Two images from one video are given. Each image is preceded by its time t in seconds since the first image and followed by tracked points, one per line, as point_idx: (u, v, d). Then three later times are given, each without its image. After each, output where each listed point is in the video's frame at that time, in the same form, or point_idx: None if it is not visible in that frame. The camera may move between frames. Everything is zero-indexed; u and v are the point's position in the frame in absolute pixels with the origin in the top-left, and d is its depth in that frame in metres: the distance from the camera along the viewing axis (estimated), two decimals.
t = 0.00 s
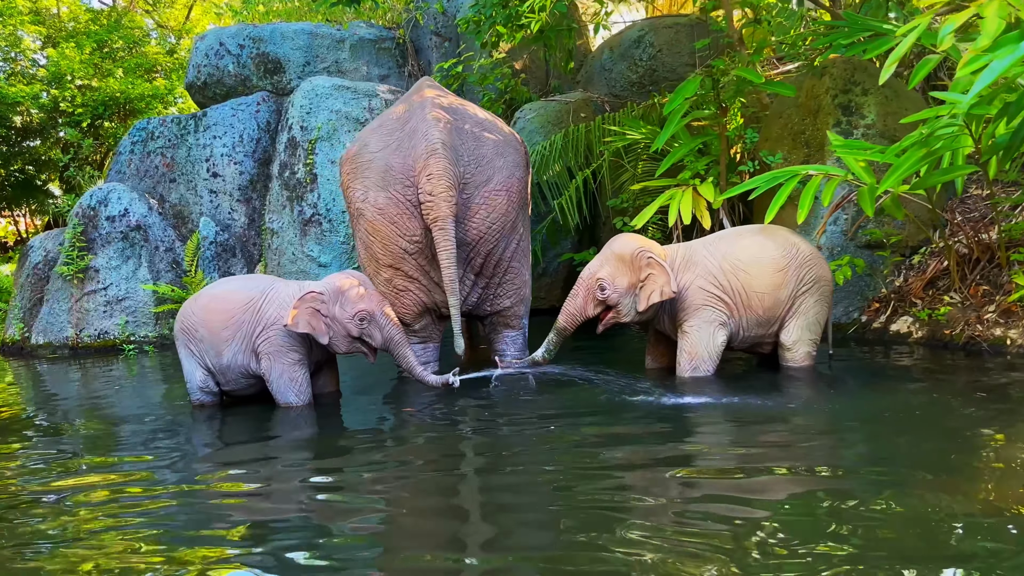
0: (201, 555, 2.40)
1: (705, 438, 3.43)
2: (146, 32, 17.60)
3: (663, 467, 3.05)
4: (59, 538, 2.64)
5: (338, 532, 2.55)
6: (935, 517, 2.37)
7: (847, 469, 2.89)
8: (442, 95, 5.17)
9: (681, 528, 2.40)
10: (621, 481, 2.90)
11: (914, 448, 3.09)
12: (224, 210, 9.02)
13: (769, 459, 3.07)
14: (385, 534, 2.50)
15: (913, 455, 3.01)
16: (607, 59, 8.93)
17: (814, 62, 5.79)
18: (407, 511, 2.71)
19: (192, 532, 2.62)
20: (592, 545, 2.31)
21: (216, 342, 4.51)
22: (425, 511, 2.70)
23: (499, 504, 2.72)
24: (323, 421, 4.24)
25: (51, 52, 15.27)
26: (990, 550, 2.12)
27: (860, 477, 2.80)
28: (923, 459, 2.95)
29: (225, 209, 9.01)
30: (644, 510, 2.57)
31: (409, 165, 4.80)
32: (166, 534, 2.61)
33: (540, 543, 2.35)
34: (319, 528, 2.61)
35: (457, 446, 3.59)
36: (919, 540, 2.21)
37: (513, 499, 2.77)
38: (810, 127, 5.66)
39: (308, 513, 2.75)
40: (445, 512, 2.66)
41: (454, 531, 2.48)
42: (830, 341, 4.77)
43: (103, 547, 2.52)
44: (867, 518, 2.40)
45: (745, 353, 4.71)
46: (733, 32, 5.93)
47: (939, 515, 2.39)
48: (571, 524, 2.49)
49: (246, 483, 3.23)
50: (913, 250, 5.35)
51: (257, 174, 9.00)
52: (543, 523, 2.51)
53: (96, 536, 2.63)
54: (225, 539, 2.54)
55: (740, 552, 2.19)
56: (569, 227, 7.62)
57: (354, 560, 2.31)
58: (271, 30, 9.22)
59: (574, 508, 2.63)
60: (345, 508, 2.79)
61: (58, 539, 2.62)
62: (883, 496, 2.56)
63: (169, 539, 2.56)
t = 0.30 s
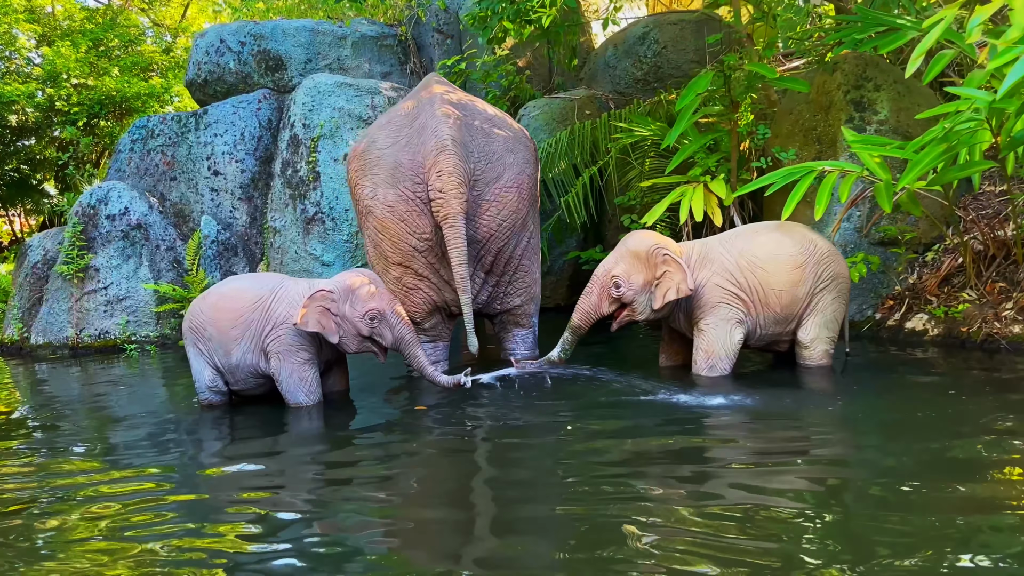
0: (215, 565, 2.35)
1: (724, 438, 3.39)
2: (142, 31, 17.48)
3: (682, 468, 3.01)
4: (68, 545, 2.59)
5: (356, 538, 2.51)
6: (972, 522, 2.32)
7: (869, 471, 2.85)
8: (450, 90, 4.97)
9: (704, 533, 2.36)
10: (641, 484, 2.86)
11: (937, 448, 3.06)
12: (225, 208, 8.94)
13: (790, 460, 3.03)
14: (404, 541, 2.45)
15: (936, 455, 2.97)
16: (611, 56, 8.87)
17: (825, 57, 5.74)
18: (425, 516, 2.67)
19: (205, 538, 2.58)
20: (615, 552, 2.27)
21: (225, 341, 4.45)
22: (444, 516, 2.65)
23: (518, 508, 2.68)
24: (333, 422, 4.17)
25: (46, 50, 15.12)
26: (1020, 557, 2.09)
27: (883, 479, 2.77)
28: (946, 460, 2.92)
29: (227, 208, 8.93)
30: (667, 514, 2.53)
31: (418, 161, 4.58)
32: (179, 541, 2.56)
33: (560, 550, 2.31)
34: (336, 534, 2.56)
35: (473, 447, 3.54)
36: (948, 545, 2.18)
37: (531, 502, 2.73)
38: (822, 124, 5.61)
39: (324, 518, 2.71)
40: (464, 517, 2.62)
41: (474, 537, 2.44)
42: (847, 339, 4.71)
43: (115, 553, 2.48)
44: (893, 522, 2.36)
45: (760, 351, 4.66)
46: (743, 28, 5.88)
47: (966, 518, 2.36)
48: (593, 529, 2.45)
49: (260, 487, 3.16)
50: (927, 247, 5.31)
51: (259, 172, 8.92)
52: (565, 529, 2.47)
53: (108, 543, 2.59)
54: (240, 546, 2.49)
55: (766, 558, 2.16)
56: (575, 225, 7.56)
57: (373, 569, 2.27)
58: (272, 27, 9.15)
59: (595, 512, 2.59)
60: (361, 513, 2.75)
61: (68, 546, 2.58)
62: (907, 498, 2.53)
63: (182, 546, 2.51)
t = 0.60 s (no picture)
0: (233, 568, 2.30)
1: (744, 438, 3.34)
2: (138, 30, 17.38)
3: (705, 468, 2.96)
4: (80, 548, 2.54)
5: (376, 541, 2.46)
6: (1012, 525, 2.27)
7: (895, 470, 2.81)
8: (459, 86, 4.90)
9: (734, 535, 2.31)
10: (664, 484, 2.81)
11: (962, 448, 3.01)
12: (227, 207, 8.86)
13: (813, 460, 2.99)
14: (427, 543, 2.40)
15: (961, 454, 2.93)
16: (614, 53, 8.82)
17: (836, 53, 5.68)
18: (446, 517, 2.62)
19: (221, 541, 2.53)
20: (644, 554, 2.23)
21: (234, 340, 4.39)
22: (465, 517, 2.60)
23: (540, 510, 2.63)
24: (344, 423, 4.11)
25: (41, 49, 15.00)
26: None
27: (910, 479, 2.73)
28: (972, 459, 2.88)
29: (228, 206, 8.86)
30: (693, 515, 2.49)
31: (428, 158, 4.51)
32: (194, 544, 2.51)
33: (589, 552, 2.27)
34: (356, 536, 2.51)
35: (489, 447, 3.49)
36: (982, 547, 2.14)
37: (553, 503, 2.68)
38: (833, 120, 5.57)
39: (342, 521, 2.65)
40: (486, 519, 2.57)
41: (498, 539, 2.39)
42: (863, 337, 4.66)
43: (133, 558, 2.42)
44: (925, 523, 2.32)
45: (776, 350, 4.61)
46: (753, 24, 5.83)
47: (999, 520, 2.32)
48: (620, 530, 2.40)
49: (275, 489, 3.11)
50: (940, 244, 5.26)
51: (260, 170, 8.85)
52: (591, 531, 2.42)
53: (120, 547, 2.53)
54: (258, 550, 2.44)
55: (800, 562, 2.12)
56: (581, 223, 7.50)
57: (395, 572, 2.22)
58: (273, 25, 9.08)
59: (619, 513, 2.54)
60: (379, 515, 2.70)
61: (79, 549, 2.52)
62: (937, 498, 2.49)
63: (198, 550, 2.46)
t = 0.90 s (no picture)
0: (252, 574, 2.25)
1: (764, 439, 3.30)
2: (135, 27, 17.28)
3: (727, 470, 2.92)
4: (92, 552, 2.47)
5: (398, 545, 2.41)
6: None
7: (920, 473, 2.77)
8: (468, 82, 4.83)
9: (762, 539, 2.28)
10: (686, 486, 2.77)
11: (986, 449, 2.98)
12: (228, 206, 8.79)
13: (836, 462, 2.95)
14: (450, 546, 2.36)
15: (988, 456, 2.89)
16: (619, 50, 8.78)
17: (847, 49, 5.65)
18: (466, 520, 2.57)
19: (236, 547, 2.47)
20: (674, 558, 2.19)
21: (244, 340, 4.33)
22: (487, 520, 2.56)
23: (562, 512, 2.59)
24: (356, 424, 4.05)
25: (36, 47, 14.87)
26: None
27: (937, 482, 2.69)
28: (1000, 461, 2.84)
29: (230, 205, 8.78)
30: (719, 519, 2.44)
31: (439, 155, 4.44)
32: (207, 550, 2.44)
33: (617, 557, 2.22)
34: (376, 539, 2.46)
35: (505, 449, 3.44)
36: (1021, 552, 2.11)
37: (573, 506, 2.64)
38: (845, 116, 5.53)
39: (360, 523, 2.60)
40: (510, 522, 2.52)
41: (523, 543, 2.35)
42: (879, 337, 4.61)
43: (153, 561, 2.37)
44: (955, 528, 2.29)
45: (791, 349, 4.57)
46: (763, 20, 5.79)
47: None
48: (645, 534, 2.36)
49: (291, 491, 3.05)
50: (953, 242, 5.22)
51: (262, 168, 8.78)
52: (614, 535, 2.38)
53: (132, 552, 2.46)
54: (276, 555, 2.39)
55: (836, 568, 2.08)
56: (587, 221, 7.44)
57: None
58: (274, 22, 9.01)
59: (643, 517, 2.50)
60: (397, 518, 2.65)
61: (90, 555, 2.45)
62: (969, 502, 2.45)
63: (220, 553, 2.41)
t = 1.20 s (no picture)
0: None
1: (785, 438, 3.26)
2: (130, 26, 17.16)
3: (751, 470, 2.87)
4: (110, 557, 2.42)
5: (422, 547, 2.36)
6: None
7: (946, 472, 2.73)
8: (478, 78, 4.76)
9: (794, 541, 2.23)
10: (710, 486, 2.72)
11: (1010, 448, 2.94)
12: (230, 205, 8.71)
13: (861, 462, 2.90)
14: (475, 549, 2.31)
15: (1017, 455, 2.85)
16: (623, 48, 8.74)
17: (857, 46, 5.61)
18: (489, 522, 2.52)
19: (255, 551, 2.41)
20: (703, 559, 2.15)
21: (254, 340, 4.28)
22: (511, 521, 2.51)
23: (586, 513, 2.54)
24: (369, 425, 3.99)
25: (32, 46, 14.74)
26: None
27: (966, 481, 2.65)
28: None
29: (231, 204, 8.71)
30: (748, 519, 2.40)
31: (450, 152, 4.38)
32: (225, 557, 2.38)
33: (646, 559, 2.18)
34: (398, 542, 2.41)
35: (522, 449, 3.39)
36: None
37: (597, 506, 2.60)
38: (857, 113, 5.49)
39: (380, 526, 2.55)
40: (536, 523, 2.48)
41: (550, 545, 2.30)
42: (897, 335, 4.57)
43: (175, 564, 2.33)
44: (989, 528, 2.25)
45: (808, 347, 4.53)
46: (772, 16, 5.76)
47: None
48: (674, 535, 2.31)
49: (309, 493, 3.00)
50: (966, 240, 5.18)
51: (264, 167, 8.71)
52: (642, 535, 2.33)
53: (148, 558, 2.40)
54: (297, 560, 2.33)
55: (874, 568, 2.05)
56: (593, 220, 7.39)
57: None
58: (276, 19, 8.94)
59: (668, 518, 2.46)
60: (418, 519, 2.59)
61: (104, 562, 2.39)
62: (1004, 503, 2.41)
63: (243, 557, 2.37)
